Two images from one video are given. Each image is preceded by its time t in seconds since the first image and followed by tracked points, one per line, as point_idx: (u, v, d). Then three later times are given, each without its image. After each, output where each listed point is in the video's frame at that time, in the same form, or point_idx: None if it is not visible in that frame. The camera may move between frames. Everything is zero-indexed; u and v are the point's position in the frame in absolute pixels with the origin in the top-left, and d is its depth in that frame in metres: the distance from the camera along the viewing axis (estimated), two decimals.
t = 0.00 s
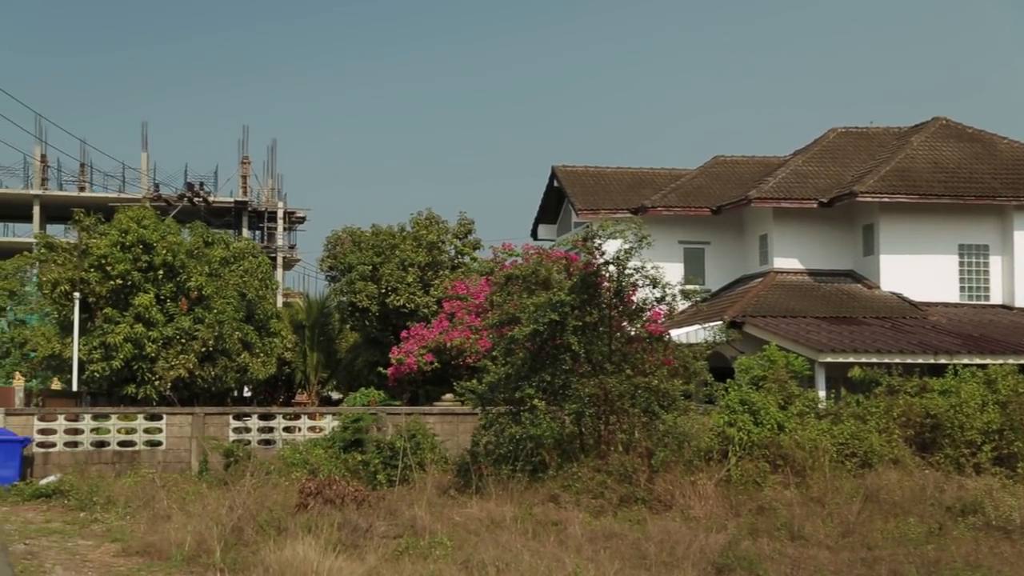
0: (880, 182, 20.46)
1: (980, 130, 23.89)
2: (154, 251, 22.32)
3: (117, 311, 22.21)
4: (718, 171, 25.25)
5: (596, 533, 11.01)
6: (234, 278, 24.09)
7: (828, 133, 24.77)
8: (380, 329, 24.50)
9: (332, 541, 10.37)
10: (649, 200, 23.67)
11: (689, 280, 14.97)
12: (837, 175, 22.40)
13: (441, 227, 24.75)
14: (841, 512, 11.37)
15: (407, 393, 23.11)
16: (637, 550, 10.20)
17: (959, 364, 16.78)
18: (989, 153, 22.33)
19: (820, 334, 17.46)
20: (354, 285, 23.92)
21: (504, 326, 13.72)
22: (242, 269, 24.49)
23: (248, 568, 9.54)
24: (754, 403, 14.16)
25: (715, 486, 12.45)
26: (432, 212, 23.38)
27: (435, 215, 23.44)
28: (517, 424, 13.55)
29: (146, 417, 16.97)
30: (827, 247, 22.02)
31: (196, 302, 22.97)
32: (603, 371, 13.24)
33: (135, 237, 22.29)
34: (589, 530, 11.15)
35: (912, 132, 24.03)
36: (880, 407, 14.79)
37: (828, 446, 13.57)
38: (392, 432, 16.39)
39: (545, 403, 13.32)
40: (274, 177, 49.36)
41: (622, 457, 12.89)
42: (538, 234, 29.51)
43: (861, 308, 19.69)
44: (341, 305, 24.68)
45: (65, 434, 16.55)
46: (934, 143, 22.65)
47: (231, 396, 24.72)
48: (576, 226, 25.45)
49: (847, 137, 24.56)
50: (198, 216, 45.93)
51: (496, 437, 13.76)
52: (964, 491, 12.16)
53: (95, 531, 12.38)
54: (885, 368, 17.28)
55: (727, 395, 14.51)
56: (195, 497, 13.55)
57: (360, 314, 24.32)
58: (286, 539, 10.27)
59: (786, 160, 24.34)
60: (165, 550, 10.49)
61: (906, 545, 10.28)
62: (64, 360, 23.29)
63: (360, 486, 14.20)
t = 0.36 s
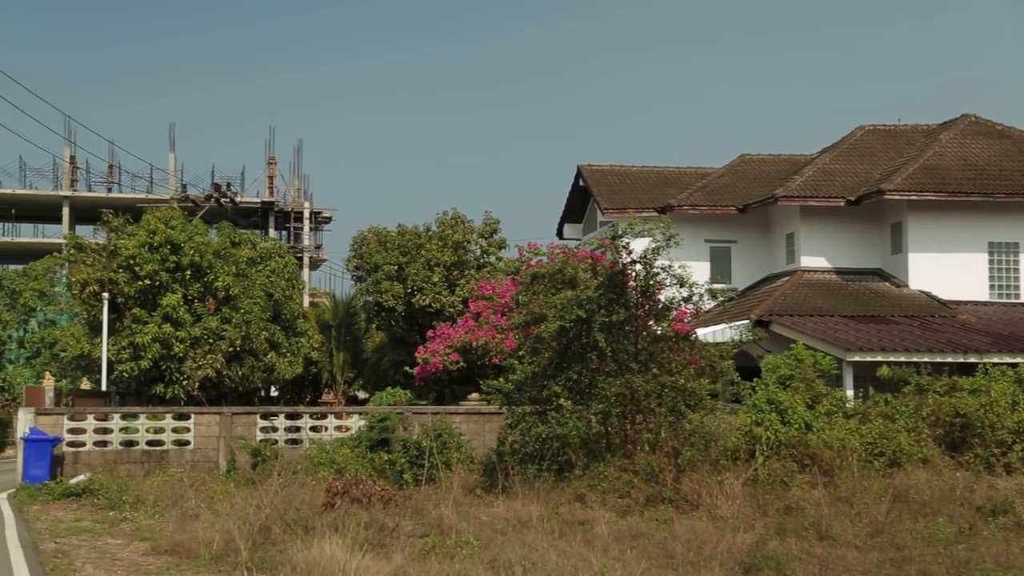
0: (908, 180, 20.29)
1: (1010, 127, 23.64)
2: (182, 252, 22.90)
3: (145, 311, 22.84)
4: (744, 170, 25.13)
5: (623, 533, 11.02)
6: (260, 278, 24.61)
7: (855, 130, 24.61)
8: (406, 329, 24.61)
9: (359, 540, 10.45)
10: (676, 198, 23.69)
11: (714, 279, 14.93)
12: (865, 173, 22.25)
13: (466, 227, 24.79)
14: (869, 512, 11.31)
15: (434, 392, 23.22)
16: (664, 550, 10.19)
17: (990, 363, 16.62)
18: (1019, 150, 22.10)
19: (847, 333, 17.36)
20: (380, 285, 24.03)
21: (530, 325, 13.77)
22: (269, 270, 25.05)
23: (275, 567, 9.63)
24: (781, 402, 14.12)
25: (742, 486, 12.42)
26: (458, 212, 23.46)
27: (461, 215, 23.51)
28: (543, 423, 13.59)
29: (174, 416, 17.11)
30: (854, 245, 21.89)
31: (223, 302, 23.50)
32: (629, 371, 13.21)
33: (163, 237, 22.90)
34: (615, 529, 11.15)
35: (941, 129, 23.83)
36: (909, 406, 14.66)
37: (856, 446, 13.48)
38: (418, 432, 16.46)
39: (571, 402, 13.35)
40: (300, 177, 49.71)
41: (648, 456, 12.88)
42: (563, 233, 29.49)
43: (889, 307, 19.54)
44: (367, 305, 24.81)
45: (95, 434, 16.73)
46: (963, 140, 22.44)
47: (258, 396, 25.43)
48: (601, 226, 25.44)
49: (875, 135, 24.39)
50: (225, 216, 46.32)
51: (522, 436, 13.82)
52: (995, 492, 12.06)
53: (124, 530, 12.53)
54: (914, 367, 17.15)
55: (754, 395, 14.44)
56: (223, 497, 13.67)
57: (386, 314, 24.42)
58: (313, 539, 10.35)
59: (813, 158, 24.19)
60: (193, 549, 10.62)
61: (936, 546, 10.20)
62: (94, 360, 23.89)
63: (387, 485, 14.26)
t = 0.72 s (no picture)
0: (937, 178, 20.11)
1: None
2: (210, 253, 23.17)
3: (174, 312, 23.02)
4: (771, 168, 25.00)
5: (650, 533, 11.00)
6: (287, 279, 25.19)
7: (883, 128, 24.41)
8: (432, 329, 24.69)
9: (387, 540, 10.50)
10: (702, 197, 23.58)
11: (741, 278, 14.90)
12: (893, 170, 22.06)
13: (492, 227, 24.81)
14: (899, 512, 11.24)
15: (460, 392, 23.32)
16: (692, 550, 10.17)
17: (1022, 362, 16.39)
18: None
19: (876, 332, 17.24)
20: (406, 286, 24.14)
21: (557, 325, 13.77)
22: (296, 270, 25.60)
23: (304, 566, 9.71)
24: (810, 402, 13.97)
25: (771, 486, 12.36)
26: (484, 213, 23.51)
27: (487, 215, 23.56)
28: (570, 423, 13.60)
29: (203, 417, 17.26)
30: (883, 243, 21.71)
31: (251, 302, 23.85)
32: (657, 371, 13.21)
33: (191, 238, 23.12)
34: (643, 529, 11.14)
35: (970, 126, 23.59)
36: (939, 405, 14.55)
37: (885, 446, 13.38)
38: (445, 432, 16.51)
39: (598, 402, 13.41)
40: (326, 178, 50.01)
41: (676, 456, 12.85)
42: (589, 232, 29.46)
43: (919, 306, 19.37)
44: (394, 305, 24.93)
45: (125, 434, 16.92)
46: (993, 137, 22.20)
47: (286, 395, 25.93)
48: (627, 225, 25.40)
49: (903, 132, 24.18)
50: (252, 217, 46.68)
51: (549, 436, 13.84)
52: None
53: (154, 529, 12.66)
54: (944, 366, 16.98)
55: (782, 394, 14.30)
56: (251, 497, 13.79)
57: (412, 314, 24.51)
58: (342, 538, 10.41)
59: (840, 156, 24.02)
60: (223, 548, 10.73)
61: (968, 546, 10.11)
62: (123, 361, 24.50)
63: (415, 485, 14.32)
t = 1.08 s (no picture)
0: (970, 175, 19.90)
1: None
2: (240, 254, 23.34)
3: (205, 312, 23.29)
4: (801, 166, 24.86)
5: (681, 533, 10.99)
6: (318, 279, 25.40)
7: (915, 125, 24.19)
8: (462, 328, 24.79)
9: (417, 539, 10.57)
10: (732, 196, 23.49)
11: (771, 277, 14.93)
12: (926, 168, 21.86)
13: (522, 226, 24.87)
14: (932, 512, 11.16)
15: (490, 392, 23.42)
16: (723, 550, 10.15)
17: None
18: None
19: (909, 331, 17.09)
20: (436, 286, 24.24)
21: (586, 324, 13.81)
22: (326, 271, 25.69)
23: (335, 565, 9.81)
24: (842, 400, 13.77)
25: (802, 485, 12.30)
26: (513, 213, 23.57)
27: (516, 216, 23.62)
28: (600, 422, 13.59)
29: (235, 416, 17.44)
30: (916, 241, 21.52)
31: (281, 303, 24.22)
32: (687, 369, 13.18)
33: (223, 240, 23.16)
34: (674, 529, 11.12)
35: (1004, 122, 23.34)
36: (973, 404, 14.43)
37: (919, 446, 13.27)
38: (475, 432, 16.58)
39: (627, 401, 13.36)
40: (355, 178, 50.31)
41: (706, 456, 12.79)
42: (618, 231, 29.42)
43: (952, 304, 19.19)
44: (424, 305, 25.07)
45: (157, 434, 17.12)
46: None
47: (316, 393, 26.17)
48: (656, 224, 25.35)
49: (935, 129, 23.95)
50: (283, 218, 47.08)
51: (579, 435, 13.86)
52: None
53: (187, 528, 12.83)
54: (978, 364, 16.81)
55: (813, 393, 14.18)
56: (282, 496, 13.91)
57: (442, 313, 24.63)
58: (372, 538, 10.50)
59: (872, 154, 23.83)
60: (255, 547, 10.85)
61: (1003, 547, 10.00)
62: (155, 361, 24.90)
63: (445, 485, 14.39)
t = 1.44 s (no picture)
0: (1002, 172, 19.69)
1: None
2: (269, 254, 23.81)
3: (235, 312, 23.56)
4: (830, 164, 24.71)
5: (710, 532, 10.97)
6: (346, 279, 25.64)
7: (946, 122, 23.95)
8: (490, 328, 24.85)
9: (446, 538, 10.63)
10: (760, 194, 23.38)
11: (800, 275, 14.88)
12: (957, 165, 21.65)
13: (549, 226, 24.93)
14: (965, 511, 11.07)
15: (518, 391, 23.47)
16: (752, 549, 10.12)
17: None
18: None
19: (940, 329, 16.95)
20: (464, 285, 24.29)
21: (614, 323, 13.80)
22: (354, 270, 25.96)
23: (364, 563, 9.89)
24: (872, 399, 13.67)
25: (832, 485, 12.23)
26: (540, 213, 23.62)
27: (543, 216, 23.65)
28: (628, 422, 13.64)
29: (264, 416, 17.59)
30: (947, 239, 21.32)
31: (309, 302, 24.50)
32: (715, 369, 13.15)
33: (252, 239, 23.62)
34: (702, 529, 11.10)
35: None
36: (1006, 403, 14.29)
37: (950, 445, 13.18)
38: (503, 431, 16.65)
39: (656, 401, 13.39)
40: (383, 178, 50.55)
41: (735, 455, 12.77)
42: (646, 230, 29.38)
43: (984, 302, 19.01)
44: (451, 304, 25.15)
45: (187, 434, 17.29)
46: None
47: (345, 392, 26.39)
48: (684, 223, 25.29)
49: (967, 126, 23.71)
50: (311, 218, 47.45)
51: (608, 434, 13.93)
52: None
53: (217, 527, 12.97)
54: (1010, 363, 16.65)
55: (843, 392, 14.10)
56: (311, 495, 14.03)
57: (470, 313, 24.71)
58: (401, 537, 10.57)
59: (902, 151, 23.64)
60: (284, 546, 10.95)
61: None
62: (184, 361, 25.32)
63: (473, 484, 14.47)
